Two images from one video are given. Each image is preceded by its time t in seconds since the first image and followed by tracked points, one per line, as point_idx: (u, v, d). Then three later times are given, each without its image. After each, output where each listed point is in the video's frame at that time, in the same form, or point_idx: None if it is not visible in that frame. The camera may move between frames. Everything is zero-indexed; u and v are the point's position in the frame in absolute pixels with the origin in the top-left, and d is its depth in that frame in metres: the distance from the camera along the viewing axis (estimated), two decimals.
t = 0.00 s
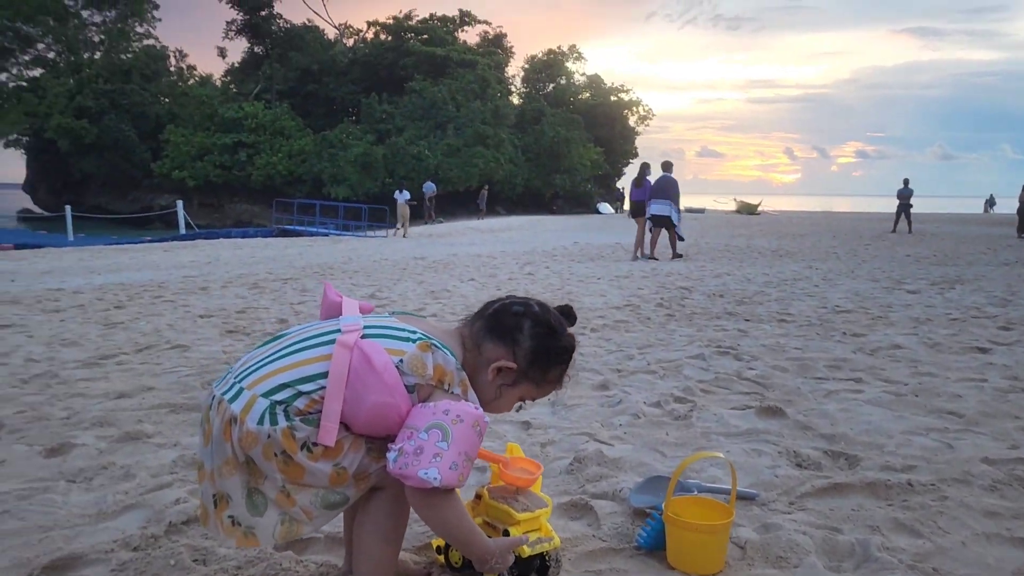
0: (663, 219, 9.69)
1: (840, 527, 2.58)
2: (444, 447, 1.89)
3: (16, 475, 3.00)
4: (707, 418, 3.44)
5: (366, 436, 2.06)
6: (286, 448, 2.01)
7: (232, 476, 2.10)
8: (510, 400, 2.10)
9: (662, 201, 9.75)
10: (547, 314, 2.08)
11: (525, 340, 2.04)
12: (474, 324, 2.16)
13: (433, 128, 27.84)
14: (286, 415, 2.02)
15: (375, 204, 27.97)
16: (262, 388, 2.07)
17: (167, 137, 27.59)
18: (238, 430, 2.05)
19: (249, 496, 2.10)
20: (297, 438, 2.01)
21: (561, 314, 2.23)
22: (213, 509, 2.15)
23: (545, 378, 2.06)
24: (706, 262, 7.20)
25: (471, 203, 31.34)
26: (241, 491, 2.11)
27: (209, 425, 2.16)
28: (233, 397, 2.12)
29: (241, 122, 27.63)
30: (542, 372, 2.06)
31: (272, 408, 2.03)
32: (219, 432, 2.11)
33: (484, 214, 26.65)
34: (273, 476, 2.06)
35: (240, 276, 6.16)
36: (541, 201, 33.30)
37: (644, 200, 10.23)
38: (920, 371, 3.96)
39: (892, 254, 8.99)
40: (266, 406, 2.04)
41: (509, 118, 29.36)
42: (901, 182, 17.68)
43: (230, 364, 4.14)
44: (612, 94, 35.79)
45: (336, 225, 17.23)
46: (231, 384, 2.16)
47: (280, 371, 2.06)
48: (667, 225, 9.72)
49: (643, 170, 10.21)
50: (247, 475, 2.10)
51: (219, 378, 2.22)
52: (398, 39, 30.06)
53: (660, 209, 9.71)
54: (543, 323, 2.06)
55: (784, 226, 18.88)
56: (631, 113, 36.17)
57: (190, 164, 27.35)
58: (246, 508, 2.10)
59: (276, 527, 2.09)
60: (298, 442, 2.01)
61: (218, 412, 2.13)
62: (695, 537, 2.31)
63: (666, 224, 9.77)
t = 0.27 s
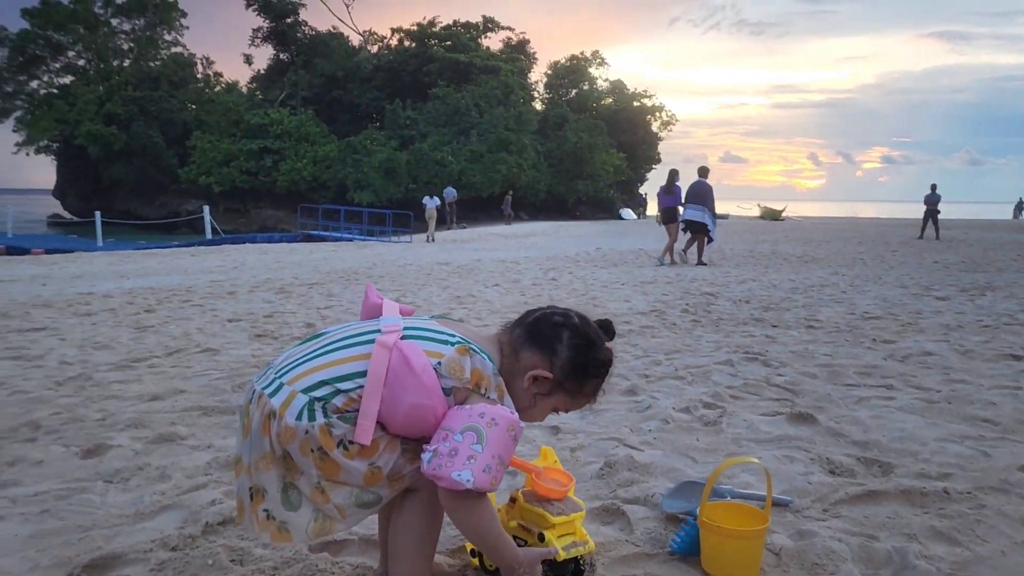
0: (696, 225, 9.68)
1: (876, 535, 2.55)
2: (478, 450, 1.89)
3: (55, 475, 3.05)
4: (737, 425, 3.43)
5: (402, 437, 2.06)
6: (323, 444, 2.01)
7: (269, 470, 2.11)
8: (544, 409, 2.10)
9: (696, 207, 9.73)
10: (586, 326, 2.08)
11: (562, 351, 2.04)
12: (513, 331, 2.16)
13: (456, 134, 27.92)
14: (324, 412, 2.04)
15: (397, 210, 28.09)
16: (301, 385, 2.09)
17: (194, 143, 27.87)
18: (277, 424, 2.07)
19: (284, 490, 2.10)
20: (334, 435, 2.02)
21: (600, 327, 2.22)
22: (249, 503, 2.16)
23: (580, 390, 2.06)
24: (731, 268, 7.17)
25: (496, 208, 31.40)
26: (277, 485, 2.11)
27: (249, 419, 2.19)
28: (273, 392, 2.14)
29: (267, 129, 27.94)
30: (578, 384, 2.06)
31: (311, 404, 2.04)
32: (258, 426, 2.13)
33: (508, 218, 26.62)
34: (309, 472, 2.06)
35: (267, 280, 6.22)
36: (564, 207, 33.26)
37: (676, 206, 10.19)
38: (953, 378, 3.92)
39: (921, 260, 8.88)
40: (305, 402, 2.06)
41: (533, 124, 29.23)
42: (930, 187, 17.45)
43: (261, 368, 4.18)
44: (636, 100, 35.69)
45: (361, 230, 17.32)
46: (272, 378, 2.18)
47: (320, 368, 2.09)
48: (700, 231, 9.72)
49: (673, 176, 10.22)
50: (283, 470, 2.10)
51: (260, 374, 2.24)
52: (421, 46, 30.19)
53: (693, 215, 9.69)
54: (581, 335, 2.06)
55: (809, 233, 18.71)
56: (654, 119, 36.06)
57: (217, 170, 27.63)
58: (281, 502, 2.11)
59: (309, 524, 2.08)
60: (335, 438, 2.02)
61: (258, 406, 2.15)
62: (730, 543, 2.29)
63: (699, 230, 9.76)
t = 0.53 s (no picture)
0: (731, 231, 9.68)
1: (916, 545, 2.52)
2: (520, 456, 1.80)
3: (95, 476, 3.11)
4: (770, 432, 3.40)
5: (443, 440, 1.96)
6: (365, 443, 1.92)
7: (310, 467, 2.03)
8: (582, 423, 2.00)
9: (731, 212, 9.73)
10: (631, 341, 1.97)
11: (604, 365, 1.94)
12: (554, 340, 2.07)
13: (482, 139, 27.93)
14: (367, 412, 1.94)
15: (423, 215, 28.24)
16: (346, 383, 2.00)
17: (223, 149, 28.20)
18: (320, 421, 1.98)
19: (325, 487, 2.03)
20: (376, 435, 1.93)
21: (642, 344, 2.12)
22: (289, 499, 2.08)
23: (620, 407, 1.96)
24: (758, 273, 7.13)
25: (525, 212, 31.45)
26: (318, 482, 2.04)
27: (293, 415, 2.11)
28: (317, 389, 2.05)
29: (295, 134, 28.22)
30: (617, 400, 1.96)
31: (354, 403, 1.95)
32: (302, 422, 2.05)
33: (538, 224, 26.52)
34: (349, 471, 1.97)
35: (295, 285, 6.27)
36: (588, 212, 33.25)
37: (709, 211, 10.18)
38: (990, 386, 3.86)
39: (952, 266, 8.77)
40: (349, 400, 1.96)
41: (558, 129, 29.22)
42: (963, 192, 17.23)
43: (292, 372, 4.21)
44: (661, 104, 35.54)
45: (389, 235, 17.42)
46: (317, 377, 2.10)
47: (365, 368, 1.99)
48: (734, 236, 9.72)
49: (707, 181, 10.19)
50: (325, 467, 2.03)
51: (307, 371, 2.16)
52: (447, 52, 30.26)
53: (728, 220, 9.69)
54: (625, 350, 1.95)
55: (839, 237, 18.50)
56: (679, 124, 35.90)
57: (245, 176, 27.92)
58: (321, 500, 2.03)
59: (348, 522, 2.00)
60: (376, 438, 1.92)
61: (302, 401, 2.07)
62: (771, 551, 2.27)
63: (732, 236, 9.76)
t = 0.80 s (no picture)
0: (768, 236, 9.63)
1: (961, 558, 2.47)
2: (565, 465, 1.79)
3: (133, 480, 3.15)
4: (806, 441, 3.37)
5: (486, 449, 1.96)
6: (410, 452, 1.92)
7: (355, 476, 2.03)
8: (622, 434, 1.99)
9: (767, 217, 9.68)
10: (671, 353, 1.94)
11: (644, 379, 1.92)
12: (594, 352, 2.06)
13: (508, 144, 27.83)
14: (411, 421, 1.94)
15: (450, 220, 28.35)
16: (390, 392, 2.00)
17: (253, 154, 28.51)
18: (364, 431, 1.99)
19: (369, 497, 2.02)
20: (421, 444, 1.93)
21: (683, 353, 2.10)
22: (335, 508, 2.09)
23: (660, 419, 1.94)
24: (788, 278, 7.06)
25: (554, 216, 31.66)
26: (363, 491, 2.03)
27: (338, 425, 2.12)
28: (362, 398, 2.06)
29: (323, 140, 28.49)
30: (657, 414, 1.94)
31: (399, 412, 1.95)
32: (347, 432, 2.06)
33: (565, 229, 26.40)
34: (394, 480, 1.97)
35: (324, 289, 6.31)
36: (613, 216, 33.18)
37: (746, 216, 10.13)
38: None
39: (988, 271, 8.62)
40: (393, 410, 1.97)
41: (583, 133, 29.19)
42: (997, 196, 16.92)
43: (324, 377, 4.23)
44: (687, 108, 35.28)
45: (416, 239, 17.46)
46: (361, 386, 2.11)
47: (409, 377, 1.99)
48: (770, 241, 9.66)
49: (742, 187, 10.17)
50: (370, 477, 2.03)
51: (350, 380, 2.17)
52: (473, 57, 30.24)
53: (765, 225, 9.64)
54: (666, 363, 1.93)
55: (870, 242, 18.25)
56: (705, 127, 35.63)
57: (274, 181, 28.19)
58: (366, 509, 2.02)
59: (391, 532, 1.99)
60: (421, 447, 1.92)
61: (347, 411, 2.07)
62: (815, 564, 2.23)
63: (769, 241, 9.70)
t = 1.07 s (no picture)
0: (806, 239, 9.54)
1: (1005, 571, 2.42)
2: (609, 475, 1.80)
3: (170, 483, 3.19)
4: (842, 449, 3.33)
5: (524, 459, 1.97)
6: (449, 468, 1.94)
7: (397, 496, 2.04)
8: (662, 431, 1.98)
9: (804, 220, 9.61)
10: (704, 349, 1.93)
11: (679, 377, 1.91)
12: (626, 352, 2.05)
13: (534, 148, 27.51)
14: (449, 437, 1.96)
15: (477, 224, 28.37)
16: (425, 410, 2.02)
17: (282, 159, 28.76)
18: (403, 451, 2.00)
19: (413, 516, 2.03)
20: (459, 459, 1.95)
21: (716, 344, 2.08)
22: (378, 527, 2.10)
23: (699, 415, 1.93)
24: (819, 283, 6.97)
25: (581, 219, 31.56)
26: (405, 509, 2.04)
27: (375, 445, 2.13)
28: (397, 418, 2.07)
29: (352, 144, 28.67)
30: (695, 411, 1.93)
31: (435, 429, 1.97)
32: (385, 452, 2.07)
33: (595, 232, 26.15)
34: (436, 497, 1.98)
35: (352, 293, 6.34)
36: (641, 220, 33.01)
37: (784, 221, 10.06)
38: None
39: None
40: (430, 428, 1.98)
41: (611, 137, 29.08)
42: None
43: (355, 382, 4.26)
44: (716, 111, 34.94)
45: (444, 244, 17.47)
46: (395, 405, 2.12)
47: (442, 394, 2.01)
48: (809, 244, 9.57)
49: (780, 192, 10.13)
50: (411, 495, 2.03)
51: (384, 400, 2.19)
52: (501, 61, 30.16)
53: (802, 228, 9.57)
54: (700, 359, 1.91)
55: (904, 246, 17.91)
56: (734, 131, 35.26)
57: (303, 185, 28.38)
58: (410, 527, 2.03)
59: (438, 547, 2.00)
60: (460, 463, 1.94)
61: (383, 432, 2.08)
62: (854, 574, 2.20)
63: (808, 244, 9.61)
